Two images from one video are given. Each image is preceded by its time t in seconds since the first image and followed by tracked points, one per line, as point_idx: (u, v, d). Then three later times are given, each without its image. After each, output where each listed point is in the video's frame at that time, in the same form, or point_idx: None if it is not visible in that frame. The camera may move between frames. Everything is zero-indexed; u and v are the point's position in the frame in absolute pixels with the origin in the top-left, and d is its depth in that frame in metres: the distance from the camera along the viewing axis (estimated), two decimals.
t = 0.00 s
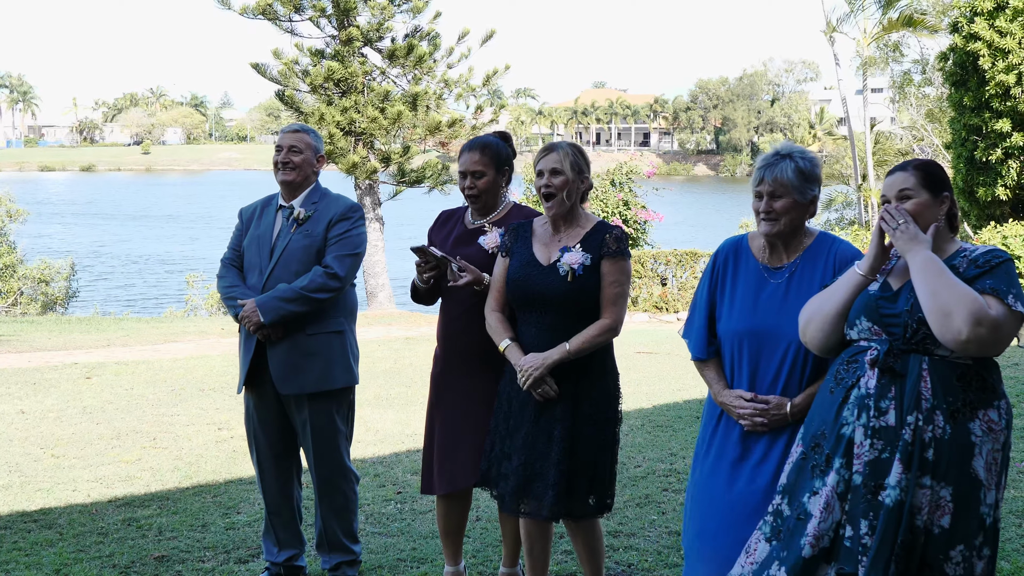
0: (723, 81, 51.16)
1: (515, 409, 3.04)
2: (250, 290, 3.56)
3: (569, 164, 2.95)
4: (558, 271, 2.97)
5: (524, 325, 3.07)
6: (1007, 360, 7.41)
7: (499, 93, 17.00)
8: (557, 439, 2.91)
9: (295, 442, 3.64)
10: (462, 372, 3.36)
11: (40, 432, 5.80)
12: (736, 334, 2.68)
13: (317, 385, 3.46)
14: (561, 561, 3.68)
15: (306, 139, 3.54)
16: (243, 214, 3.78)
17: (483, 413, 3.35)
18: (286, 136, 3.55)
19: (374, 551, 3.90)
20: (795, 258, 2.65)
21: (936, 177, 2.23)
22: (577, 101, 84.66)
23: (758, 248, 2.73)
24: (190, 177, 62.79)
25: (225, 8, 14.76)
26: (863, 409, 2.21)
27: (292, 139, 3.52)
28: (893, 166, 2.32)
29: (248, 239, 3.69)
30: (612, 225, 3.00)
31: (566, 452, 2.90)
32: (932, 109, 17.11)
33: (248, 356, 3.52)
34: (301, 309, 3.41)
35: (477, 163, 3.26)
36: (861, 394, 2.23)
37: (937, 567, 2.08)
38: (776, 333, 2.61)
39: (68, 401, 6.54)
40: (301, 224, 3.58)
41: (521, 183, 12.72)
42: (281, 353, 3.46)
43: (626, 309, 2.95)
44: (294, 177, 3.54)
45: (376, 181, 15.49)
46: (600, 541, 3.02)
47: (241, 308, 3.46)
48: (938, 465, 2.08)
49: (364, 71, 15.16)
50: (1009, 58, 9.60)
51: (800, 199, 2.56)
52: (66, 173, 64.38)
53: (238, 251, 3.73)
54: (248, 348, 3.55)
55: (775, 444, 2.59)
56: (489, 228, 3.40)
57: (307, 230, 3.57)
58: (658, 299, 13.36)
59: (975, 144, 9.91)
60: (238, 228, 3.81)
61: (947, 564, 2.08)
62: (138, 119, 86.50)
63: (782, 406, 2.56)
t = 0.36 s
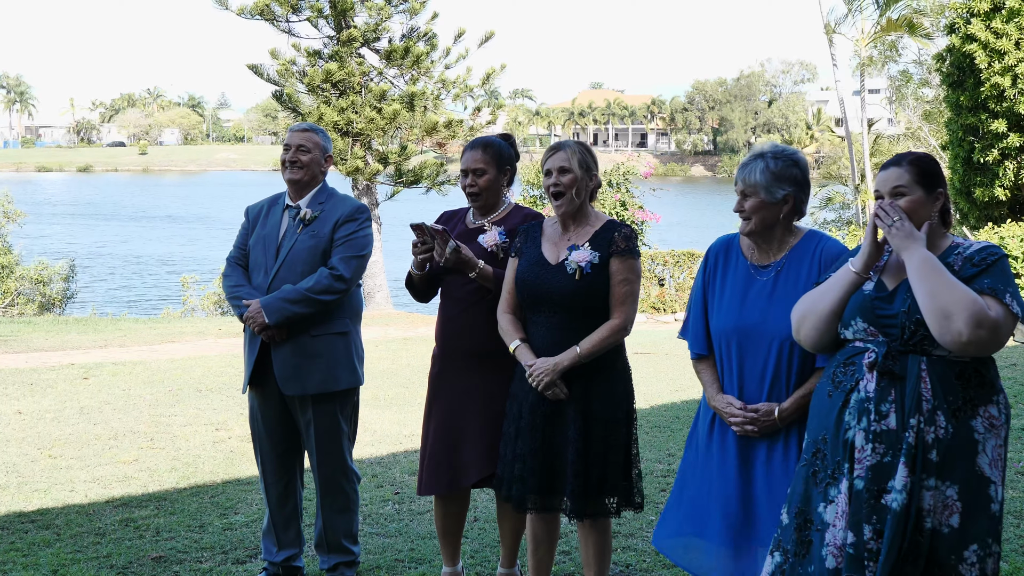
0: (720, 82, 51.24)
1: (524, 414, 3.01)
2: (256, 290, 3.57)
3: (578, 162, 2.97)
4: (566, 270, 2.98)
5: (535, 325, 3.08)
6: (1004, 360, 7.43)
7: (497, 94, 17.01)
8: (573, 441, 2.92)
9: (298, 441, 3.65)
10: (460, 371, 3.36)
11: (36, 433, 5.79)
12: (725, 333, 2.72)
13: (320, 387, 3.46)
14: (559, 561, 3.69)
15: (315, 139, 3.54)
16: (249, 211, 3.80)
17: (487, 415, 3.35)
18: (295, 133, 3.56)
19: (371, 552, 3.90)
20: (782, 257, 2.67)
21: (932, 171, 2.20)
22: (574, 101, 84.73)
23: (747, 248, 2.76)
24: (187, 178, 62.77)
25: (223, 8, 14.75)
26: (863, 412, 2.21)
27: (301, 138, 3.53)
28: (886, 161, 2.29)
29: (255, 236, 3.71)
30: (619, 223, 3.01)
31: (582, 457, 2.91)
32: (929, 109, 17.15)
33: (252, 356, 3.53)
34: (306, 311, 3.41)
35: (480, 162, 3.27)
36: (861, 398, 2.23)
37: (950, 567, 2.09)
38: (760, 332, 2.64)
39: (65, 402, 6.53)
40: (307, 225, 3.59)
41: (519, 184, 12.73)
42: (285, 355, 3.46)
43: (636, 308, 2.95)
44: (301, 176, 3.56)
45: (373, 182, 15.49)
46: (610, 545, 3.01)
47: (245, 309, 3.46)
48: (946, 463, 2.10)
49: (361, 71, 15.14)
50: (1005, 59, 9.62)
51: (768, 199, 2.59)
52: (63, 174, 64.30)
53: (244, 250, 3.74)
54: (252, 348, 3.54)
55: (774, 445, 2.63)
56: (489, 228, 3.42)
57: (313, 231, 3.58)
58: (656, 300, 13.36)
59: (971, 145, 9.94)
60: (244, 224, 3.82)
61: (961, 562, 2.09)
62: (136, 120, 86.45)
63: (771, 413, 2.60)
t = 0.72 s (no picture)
0: (717, 83, 51.23)
1: (528, 417, 3.04)
2: (257, 292, 3.58)
3: (590, 163, 2.99)
4: (573, 272, 2.99)
5: (542, 325, 3.09)
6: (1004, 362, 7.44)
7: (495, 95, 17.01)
8: (575, 444, 2.94)
9: (299, 442, 3.65)
10: (461, 373, 3.37)
11: (36, 434, 5.79)
12: (712, 333, 2.87)
13: (319, 389, 3.46)
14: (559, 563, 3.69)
15: (319, 141, 3.55)
16: (253, 211, 3.80)
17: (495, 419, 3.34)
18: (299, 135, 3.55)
19: (371, 553, 3.91)
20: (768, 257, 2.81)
21: (945, 171, 2.20)
22: (571, 103, 84.75)
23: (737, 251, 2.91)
24: (184, 179, 62.69)
25: (222, 9, 14.73)
26: (881, 420, 2.21)
27: (305, 140, 3.53)
28: (898, 163, 2.29)
29: (257, 237, 3.71)
30: (629, 226, 3.01)
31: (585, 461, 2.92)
32: (928, 110, 17.15)
33: (254, 358, 3.53)
34: (305, 313, 3.41)
35: (487, 163, 3.29)
36: (879, 405, 2.22)
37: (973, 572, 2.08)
38: (745, 334, 2.78)
39: (63, 403, 6.52)
40: (308, 226, 3.59)
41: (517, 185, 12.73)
42: (284, 356, 3.46)
43: (645, 311, 2.96)
44: (304, 178, 3.57)
45: (372, 182, 15.49)
46: (616, 547, 3.01)
47: (245, 309, 3.47)
48: (968, 472, 2.08)
49: (359, 72, 15.12)
50: (1004, 60, 9.64)
51: (744, 206, 2.73)
52: (59, 175, 64.20)
53: (246, 250, 3.75)
54: (253, 350, 3.55)
55: (756, 443, 2.76)
56: (492, 228, 3.43)
57: (314, 233, 3.58)
58: (655, 301, 13.36)
59: (970, 147, 9.97)
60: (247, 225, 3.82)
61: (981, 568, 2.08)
62: (133, 121, 86.33)
63: (751, 413, 2.73)
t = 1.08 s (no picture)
0: (715, 83, 51.20)
1: (517, 412, 3.08)
2: (254, 290, 3.59)
3: (584, 162, 2.98)
4: (560, 269, 3.00)
5: (529, 324, 3.11)
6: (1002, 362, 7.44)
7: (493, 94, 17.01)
8: (556, 442, 2.97)
9: (296, 442, 3.65)
10: (461, 372, 3.37)
11: (34, 434, 5.78)
12: (707, 328, 2.90)
13: (317, 388, 3.47)
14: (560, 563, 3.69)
15: (317, 141, 3.54)
16: (251, 210, 3.80)
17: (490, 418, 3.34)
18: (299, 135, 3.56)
19: (370, 552, 3.91)
20: (764, 254, 2.83)
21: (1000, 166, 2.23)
22: (570, 102, 84.76)
23: (734, 250, 2.92)
24: (182, 179, 62.65)
25: (220, 9, 14.72)
26: (920, 423, 2.23)
27: (303, 140, 3.53)
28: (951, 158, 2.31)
29: (255, 236, 3.72)
30: (619, 226, 3.02)
31: (568, 455, 2.96)
32: (926, 109, 17.16)
33: (251, 358, 3.54)
34: (303, 312, 3.42)
35: (489, 162, 3.28)
36: (919, 407, 2.25)
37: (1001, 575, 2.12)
38: (739, 327, 2.81)
39: (62, 403, 6.52)
40: (307, 225, 3.60)
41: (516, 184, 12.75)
42: (281, 356, 3.47)
43: (631, 310, 2.96)
44: (302, 178, 3.57)
45: (370, 182, 15.48)
46: (609, 545, 3.02)
47: (243, 308, 3.48)
48: (1008, 476, 2.11)
49: (357, 72, 15.13)
50: (1002, 58, 9.65)
51: (745, 199, 2.73)
52: (57, 175, 64.13)
53: (244, 250, 3.76)
54: (251, 351, 3.56)
55: (747, 438, 2.79)
56: (494, 229, 3.42)
57: (312, 232, 3.58)
58: (653, 300, 13.36)
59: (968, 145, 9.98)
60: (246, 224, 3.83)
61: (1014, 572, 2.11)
62: (131, 121, 86.29)
63: (744, 408, 2.76)
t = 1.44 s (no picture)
0: (713, 84, 51.19)
1: (506, 413, 3.07)
2: (251, 293, 3.58)
3: (572, 164, 2.99)
4: (550, 270, 3.00)
5: (519, 324, 3.11)
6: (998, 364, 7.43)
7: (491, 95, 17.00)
8: (548, 441, 2.97)
9: (293, 444, 3.65)
10: (460, 373, 3.37)
11: (31, 436, 5.78)
12: (703, 326, 2.90)
13: (314, 389, 3.46)
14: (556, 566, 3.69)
15: (312, 142, 3.55)
16: (247, 212, 3.80)
17: (484, 419, 3.35)
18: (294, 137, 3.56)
19: (367, 553, 3.91)
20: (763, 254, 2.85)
21: None
22: (569, 104, 84.75)
23: (732, 248, 2.94)
24: (180, 181, 62.60)
25: (217, 10, 14.71)
26: (951, 430, 2.26)
27: (298, 142, 3.54)
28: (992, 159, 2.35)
29: (250, 238, 3.72)
30: (608, 227, 3.02)
31: (560, 457, 2.96)
32: (923, 110, 17.14)
33: (247, 360, 3.54)
34: (300, 314, 3.42)
35: (480, 167, 3.28)
36: (950, 414, 2.28)
37: None
38: (740, 324, 2.81)
39: (59, 405, 6.51)
40: (303, 227, 3.59)
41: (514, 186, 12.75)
42: (278, 358, 3.47)
43: (620, 310, 2.97)
44: (299, 179, 3.58)
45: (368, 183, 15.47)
46: (601, 545, 3.03)
47: (240, 310, 3.47)
48: None
49: (355, 74, 15.14)
50: (1000, 59, 9.63)
51: (767, 195, 2.76)
52: (55, 176, 64.10)
53: (240, 251, 3.75)
54: (247, 352, 3.55)
55: (746, 436, 2.80)
56: (490, 230, 3.42)
57: (309, 234, 3.58)
58: (651, 302, 13.36)
59: (966, 146, 9.97)
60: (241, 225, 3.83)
61: None
62: (129, 123, 86.28)
63: (745, 406, 2.76)
